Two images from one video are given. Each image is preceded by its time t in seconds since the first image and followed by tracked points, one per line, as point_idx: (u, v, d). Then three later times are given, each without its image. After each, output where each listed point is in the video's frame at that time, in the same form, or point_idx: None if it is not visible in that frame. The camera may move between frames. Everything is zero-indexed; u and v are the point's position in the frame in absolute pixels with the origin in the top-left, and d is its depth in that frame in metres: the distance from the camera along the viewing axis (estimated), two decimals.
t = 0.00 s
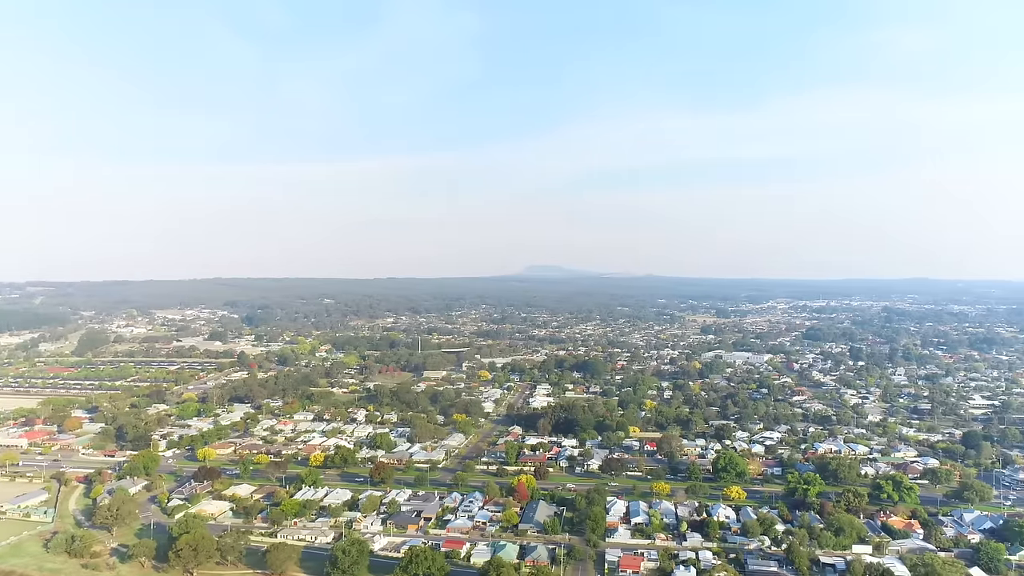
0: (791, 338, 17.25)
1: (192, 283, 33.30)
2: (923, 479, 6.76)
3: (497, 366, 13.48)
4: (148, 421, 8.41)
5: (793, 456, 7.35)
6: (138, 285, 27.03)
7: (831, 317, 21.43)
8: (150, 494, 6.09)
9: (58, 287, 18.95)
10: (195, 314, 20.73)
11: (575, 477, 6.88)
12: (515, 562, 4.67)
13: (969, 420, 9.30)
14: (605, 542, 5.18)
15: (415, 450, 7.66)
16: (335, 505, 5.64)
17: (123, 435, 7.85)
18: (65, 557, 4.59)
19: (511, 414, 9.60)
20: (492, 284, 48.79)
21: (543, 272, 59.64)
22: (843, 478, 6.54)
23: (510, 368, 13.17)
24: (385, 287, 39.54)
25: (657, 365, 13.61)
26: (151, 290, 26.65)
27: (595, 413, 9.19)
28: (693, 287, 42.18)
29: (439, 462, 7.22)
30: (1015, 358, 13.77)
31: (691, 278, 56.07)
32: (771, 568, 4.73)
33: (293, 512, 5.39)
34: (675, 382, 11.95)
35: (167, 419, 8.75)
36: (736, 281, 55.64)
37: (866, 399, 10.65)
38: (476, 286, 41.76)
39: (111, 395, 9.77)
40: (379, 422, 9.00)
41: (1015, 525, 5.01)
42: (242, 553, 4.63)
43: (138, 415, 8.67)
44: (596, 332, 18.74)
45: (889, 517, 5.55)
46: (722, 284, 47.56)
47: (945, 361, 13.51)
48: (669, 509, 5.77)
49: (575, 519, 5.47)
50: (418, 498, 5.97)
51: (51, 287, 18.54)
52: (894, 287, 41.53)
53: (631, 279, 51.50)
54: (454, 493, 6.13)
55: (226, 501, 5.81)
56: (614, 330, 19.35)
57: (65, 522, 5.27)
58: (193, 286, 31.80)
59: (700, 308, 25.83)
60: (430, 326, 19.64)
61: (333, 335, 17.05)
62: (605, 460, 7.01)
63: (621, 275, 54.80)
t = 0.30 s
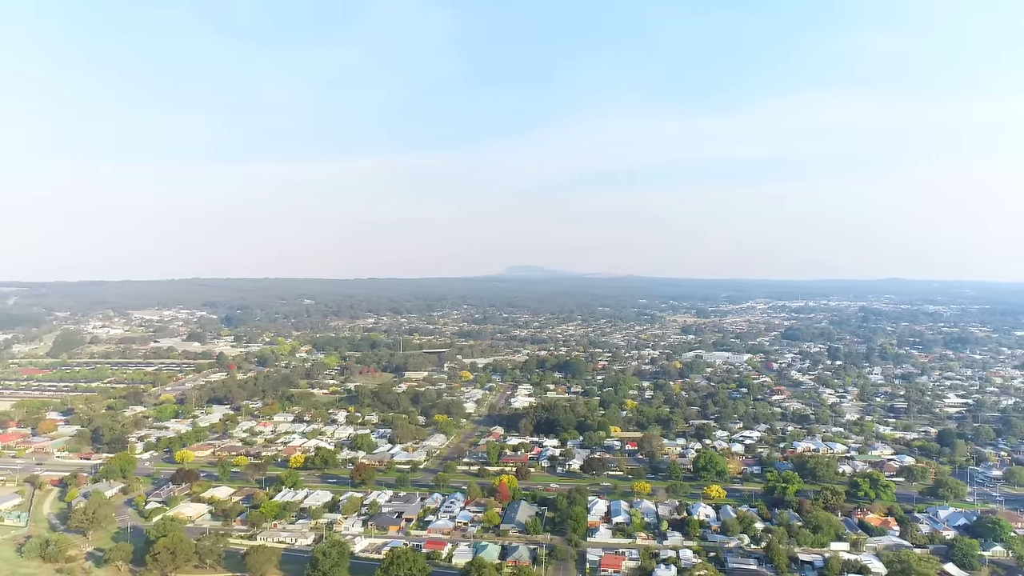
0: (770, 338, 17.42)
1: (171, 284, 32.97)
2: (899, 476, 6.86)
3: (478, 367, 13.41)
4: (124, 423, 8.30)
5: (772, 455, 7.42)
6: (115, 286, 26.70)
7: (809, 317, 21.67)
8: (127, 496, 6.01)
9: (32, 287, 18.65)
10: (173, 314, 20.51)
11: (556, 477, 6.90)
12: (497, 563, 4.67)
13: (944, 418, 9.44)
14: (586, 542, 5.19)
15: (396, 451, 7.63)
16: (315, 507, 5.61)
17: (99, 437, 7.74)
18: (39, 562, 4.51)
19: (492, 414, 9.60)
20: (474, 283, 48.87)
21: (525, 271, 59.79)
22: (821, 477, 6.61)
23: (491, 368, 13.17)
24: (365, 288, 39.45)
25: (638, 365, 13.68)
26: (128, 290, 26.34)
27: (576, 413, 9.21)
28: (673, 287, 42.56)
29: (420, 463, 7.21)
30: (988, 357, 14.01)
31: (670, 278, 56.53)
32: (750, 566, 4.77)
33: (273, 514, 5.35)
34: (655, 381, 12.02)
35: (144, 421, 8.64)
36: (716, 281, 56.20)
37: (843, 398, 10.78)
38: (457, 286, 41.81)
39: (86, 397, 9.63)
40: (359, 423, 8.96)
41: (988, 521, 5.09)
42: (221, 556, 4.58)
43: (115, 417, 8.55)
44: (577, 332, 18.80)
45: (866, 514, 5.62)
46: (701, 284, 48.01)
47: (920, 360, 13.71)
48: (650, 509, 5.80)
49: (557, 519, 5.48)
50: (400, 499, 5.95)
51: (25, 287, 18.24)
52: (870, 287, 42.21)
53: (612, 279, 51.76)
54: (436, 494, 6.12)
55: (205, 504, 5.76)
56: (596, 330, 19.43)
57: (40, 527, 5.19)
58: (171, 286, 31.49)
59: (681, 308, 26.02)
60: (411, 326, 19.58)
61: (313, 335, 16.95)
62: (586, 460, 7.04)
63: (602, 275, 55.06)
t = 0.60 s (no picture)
0: (749, 338, 17.57)
1: (147, 284, 32.56)
2: (875, 475, 6.94)
3: (459, 367, 13.36)
4: (100, 425, 8.18)
5: (751, 454, 7.49)
6: (90, 286, 26.32)
7: (787, 317, 21.89)
8: (102, 500, 5.91)
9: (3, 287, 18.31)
10: (149, 314, 20.25)
11: (537, 477, 6.90)
12: (478, 563, 4.66)
13: (919, 416, 9.58)
14: (567, 541, 5.20)
15: (377, 452, 7.60)
16: (295, 509, 5.56)
17: (73, 440, 7.62)
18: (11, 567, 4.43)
19: (473, 414, 9.58)
20: (454, 283, 48.90)
21: (505, 271, 59.91)
22: (799, 475, 6.68)
23: (472, 368, 13.14)
24: (345, 288, 39.26)
25: (619, 365, 13.73)
26: (103, 290, 25.97)
27: (557, 413, 9.23)
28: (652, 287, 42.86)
29: (400, 464, 7.18)
30: (961, 356, 14.22)
31: (650, 278, 56.92)
32: (730, 564, 4.81)
33: (251, 516, 5.30)
34: (635, 381, 12.08)
35: (120, 423, 8.51)
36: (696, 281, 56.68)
37: (820, 397, 10.90)
38: (437, 287, 41.76)
39: (60, 399, 9.47)
40: (339, 424, 8.90)
41: (962, 517, 5.17)
42: (199, 559, 4.53)
43: (90, 419, 8.42)
44: (558, 332, 18.83)
45: (843, 512, 5.69)
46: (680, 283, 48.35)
47: (896, 360, 13.89)
48: (630, 508, 5.82)
49: (538, 520, 5.48)
50: (380, 500, 5.92)
51: None
52: (846, 287, 42.79)
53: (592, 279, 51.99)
54: (416, 495, 6.09)
55: (182, 506, 5.69)
56: (576, 330, 19.48)
57: (12, 531, 5.09)
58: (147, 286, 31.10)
59: (661, 308, 26.17)
60: (391, 327, 19.49)
61: (292, 336, 16.81)
62: (567, 459, 7.04)
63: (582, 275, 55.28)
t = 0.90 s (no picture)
0: (729, 338, 17.71)
1: (124, 284, 32.17)
2: (853, 472, 7.03)
3: (441, 368, 13.34)
4: (76, 427, 8.06)
5: (731, 453, 7.54)
6: (66, 286, 25.96)
7: (767, 317, 22.09)
8: (78, 503, 5.82)
9: None
10: (126, 315, 19.99)
11: (519, 477, 6.91)
12: (460, 564, 4.66)
13: (896, 414, 9.72)
14: (549, 541, 5.20)
15: (358, 452, 7.56)
16: (275, 511, 5.51)
17: (48, 442, 7.50)
18: None
19: (455, 415, 9.57)
20: (437, 283, 48.94)
21: (487, 271, 59.98)
22: (778, 473, 6.74)
23: (454, 369, 13.12)
24: (326, 288, 39.08)
25: (601, 365, 13.77)
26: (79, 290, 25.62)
27: (539, 413, 9.23)
28: (632, 287, 43.15)
29: (382, 465, 7.15)
30: (937, 355, 14.43)
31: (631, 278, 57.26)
32: (710, 562, 4.84)
33: (231, 519, 5.25)
34: (617, 381, 12.12)
35: (97, 425, 8.40)
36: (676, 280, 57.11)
37: (799, 396, 11.02)
38: (419, 287, 41.72)
39: (35, 401, 9.32)
40: (320, 425, 8.85)
41: (938, 515, 5.24)
42: (177, 563, 4.47)
43: (65, 422, 8.30)
44: (540, 332, 18.85)
45: (822, 510, 5.75)
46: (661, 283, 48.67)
47: (873, 359, 14.07)
48: (612, 507, 5.84)
49: (520, 520, 5.48)
50: (361, 501, 5.89)
51: None
52: (823, 287, 43.34)
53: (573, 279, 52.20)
54: (398, 496, 6.07)
55: (160, 509, 5.62)
56: (558, 330, 19.53)
57: None
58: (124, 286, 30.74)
59: (642, 308, 26.30)
60: (373, 327, 19.41)
61: (273, 336, 16.68)
62: (549, 459, 7.06)
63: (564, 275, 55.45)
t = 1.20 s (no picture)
0: (711, 337, 17.81)
1: (103, 284, 31.78)
2: (834, 471, 7.10)
3: (424, 368, 13.30)
4: (53, 429, 7.95)
5: (713, 452, 7.59)
6: (43, 286, 25.60)
7: (748, 316, 22.27)
8: (55, 507, 5.73)
9: None
10: (105, 315, 19.74)
11: (503, 477, 6.91)
12: (443, 564, 4.64)
13: (875, 413, 9.83)
14: (533, 541, 5.20)
15: (340, 453, 7.52)
16: (257, 513, 5.47)
17: (25, 445, 7.39)
18: None
19: (438, 415, 9.54)
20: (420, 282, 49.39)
21: (470, 271, 60.00)
22: (760, 472, 6.80)
23: (437, 369, 13.09)
24: (309, 288, 38.89)
25: (584, 365, 13.80)
26: (57, 291, 25.29)
27: (523, 413, 9.23)
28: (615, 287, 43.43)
29: (365, 466, 7.11)
30: (915, 354, 14.61)
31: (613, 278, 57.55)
32: (693, 560, 4.87)
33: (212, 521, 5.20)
34: (600, 381, 12.16)
35: (75, 427, 8.28)
36: (659, 279, 57.45)
37: (780, 395, 11.11)
38: (402, 287, 41.67)
39: (11, 403, 9.17)
40: (302, 426, 8.79)
41: (916, 511, 5.31)
42: (157, 566, 4.42)
43: (42, 424, 8.18)
44: (523, 333, 18.85)
45: (803, 508, 5.80)
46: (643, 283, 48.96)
47: (853, 358, 14.22)
48: (595, 507, 5.86)
49: (503, 519, 5.48)
50: (344, 502, 5.86)
51: None
52: (804, 288, 43.81)
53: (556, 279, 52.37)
54: (381, 497, 6.04)
55: (139, 512, 5.55)
56: (541, 330, 19.56)
57: None
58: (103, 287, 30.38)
59: (625, 308, 26.42)
60: (356, 327, 19.32)
61: (254, 337, 16.55)
62: (533, 459, 7.06)
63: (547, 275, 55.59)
